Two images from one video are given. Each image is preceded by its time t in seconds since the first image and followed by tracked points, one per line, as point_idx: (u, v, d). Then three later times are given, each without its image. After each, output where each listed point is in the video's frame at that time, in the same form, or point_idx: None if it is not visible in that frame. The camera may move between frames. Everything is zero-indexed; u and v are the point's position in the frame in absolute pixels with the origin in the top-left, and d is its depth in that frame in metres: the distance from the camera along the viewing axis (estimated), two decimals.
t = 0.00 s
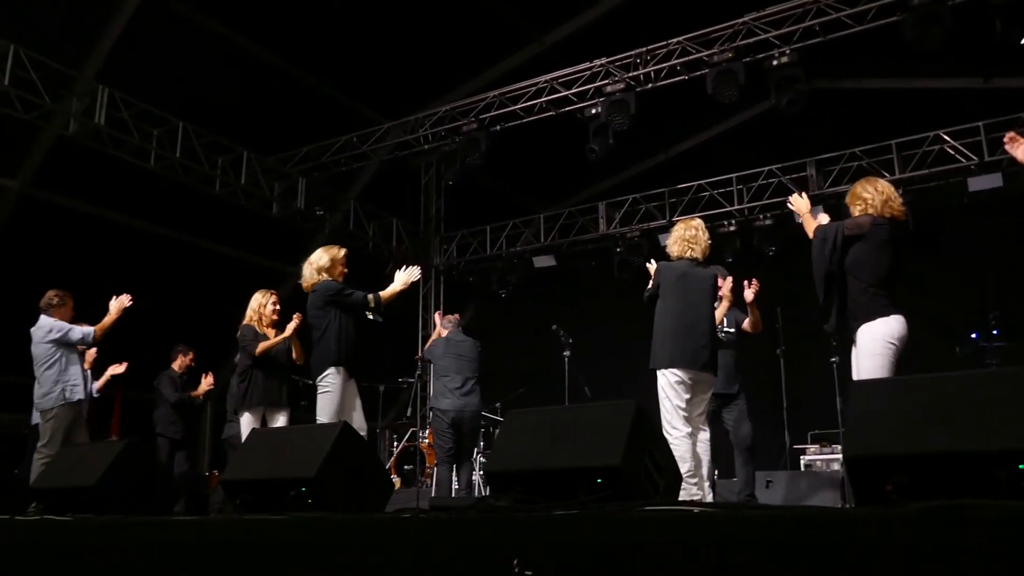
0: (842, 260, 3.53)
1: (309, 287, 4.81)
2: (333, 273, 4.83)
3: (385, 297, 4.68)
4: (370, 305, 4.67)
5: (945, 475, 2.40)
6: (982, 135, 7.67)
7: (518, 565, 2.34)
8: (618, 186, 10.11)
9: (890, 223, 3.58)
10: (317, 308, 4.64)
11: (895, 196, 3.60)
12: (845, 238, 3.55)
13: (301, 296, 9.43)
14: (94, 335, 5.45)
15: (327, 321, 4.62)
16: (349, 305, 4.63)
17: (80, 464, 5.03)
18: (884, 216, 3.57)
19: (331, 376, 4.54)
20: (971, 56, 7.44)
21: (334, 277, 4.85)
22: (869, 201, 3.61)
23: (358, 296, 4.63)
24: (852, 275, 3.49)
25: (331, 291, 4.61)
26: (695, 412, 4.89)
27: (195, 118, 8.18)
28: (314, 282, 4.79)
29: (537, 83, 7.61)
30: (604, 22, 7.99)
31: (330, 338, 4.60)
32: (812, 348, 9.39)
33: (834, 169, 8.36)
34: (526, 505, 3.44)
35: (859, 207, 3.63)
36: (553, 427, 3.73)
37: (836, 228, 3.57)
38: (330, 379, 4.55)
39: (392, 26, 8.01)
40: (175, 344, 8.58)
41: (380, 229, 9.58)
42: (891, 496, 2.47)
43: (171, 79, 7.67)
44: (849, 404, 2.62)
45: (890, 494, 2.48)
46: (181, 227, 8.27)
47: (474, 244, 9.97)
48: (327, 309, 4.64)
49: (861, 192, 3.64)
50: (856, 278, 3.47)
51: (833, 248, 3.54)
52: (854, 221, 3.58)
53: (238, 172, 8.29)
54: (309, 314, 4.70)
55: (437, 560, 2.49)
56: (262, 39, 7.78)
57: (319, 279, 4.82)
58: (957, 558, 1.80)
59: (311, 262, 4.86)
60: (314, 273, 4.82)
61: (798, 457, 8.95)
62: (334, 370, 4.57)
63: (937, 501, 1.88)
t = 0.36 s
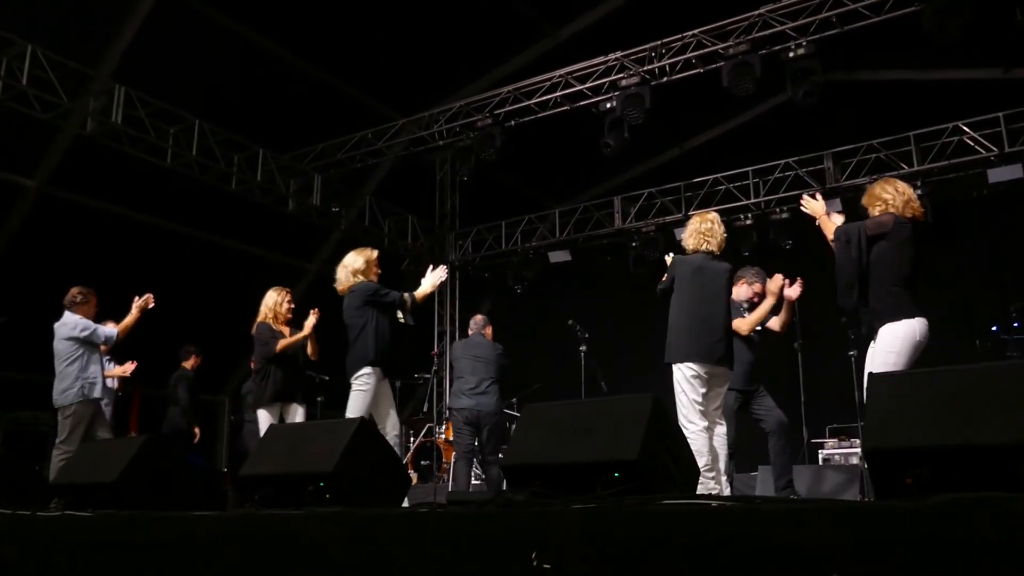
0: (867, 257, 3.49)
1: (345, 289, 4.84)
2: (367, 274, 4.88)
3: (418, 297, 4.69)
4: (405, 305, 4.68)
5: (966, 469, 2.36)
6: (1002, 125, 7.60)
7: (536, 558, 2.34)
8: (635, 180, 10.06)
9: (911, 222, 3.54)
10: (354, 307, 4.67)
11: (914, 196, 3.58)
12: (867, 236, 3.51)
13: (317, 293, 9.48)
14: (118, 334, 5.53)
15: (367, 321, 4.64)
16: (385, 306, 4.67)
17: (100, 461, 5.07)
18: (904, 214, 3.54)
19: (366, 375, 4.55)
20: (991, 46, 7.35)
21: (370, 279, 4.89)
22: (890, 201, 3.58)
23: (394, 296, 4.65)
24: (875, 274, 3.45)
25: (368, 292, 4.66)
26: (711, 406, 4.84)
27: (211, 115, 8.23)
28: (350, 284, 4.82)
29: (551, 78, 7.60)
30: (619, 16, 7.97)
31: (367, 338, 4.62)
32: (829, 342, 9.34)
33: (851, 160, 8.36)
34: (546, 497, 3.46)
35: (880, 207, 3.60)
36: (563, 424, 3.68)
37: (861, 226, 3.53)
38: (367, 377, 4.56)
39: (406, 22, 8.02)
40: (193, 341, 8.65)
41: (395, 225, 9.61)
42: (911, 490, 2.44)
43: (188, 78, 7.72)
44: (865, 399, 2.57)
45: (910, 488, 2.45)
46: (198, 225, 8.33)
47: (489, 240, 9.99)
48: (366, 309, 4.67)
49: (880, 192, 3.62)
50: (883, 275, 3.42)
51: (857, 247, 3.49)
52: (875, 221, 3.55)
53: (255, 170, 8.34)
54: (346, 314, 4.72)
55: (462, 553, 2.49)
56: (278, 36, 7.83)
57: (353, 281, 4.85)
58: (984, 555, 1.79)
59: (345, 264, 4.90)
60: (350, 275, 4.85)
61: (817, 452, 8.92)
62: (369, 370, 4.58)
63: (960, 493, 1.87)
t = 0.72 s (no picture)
0: (886, 247, 3.43)
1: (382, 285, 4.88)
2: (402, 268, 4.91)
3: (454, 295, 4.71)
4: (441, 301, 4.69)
5: (978, 462, 2.36)
6: (1015, 118, 7.58)
7: (552, 550, 2.37)
8: (646, 174, 10.06)
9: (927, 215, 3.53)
10: (390, 301, 4.69)
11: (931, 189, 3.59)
12: (886, 227, 3.45)
13: (329, 287, 9.53)
14: (141, 329, 5.57)
15: (403, 315, 4.65)
16: (423, 302, 4.71)
17: (116, 453, 5.09)
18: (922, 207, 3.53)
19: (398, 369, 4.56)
20: (1004, 38, 7.31)
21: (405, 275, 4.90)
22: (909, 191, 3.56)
23: (430, 293, 4.68)
24: (894, 261, 3.40)
25: (405, 286, 4.69)
26: (722, 400, 4.83)
27: (223, 111, 8.27)
28: (387, 280, 4.85)
29: (562, 72, 7.60)
30: (629, 10, 7.96)
31: (404, 332, 4.65)
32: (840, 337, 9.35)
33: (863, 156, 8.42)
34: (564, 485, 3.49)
35: (898, 197, 3.56)
36: (570, 419, 3.66)
37: (879, 214, 3.47)
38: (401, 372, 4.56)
39: (416, 16, 8.04)
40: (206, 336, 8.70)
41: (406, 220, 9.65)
42: (924, 483, 2.48)
43: (200, 73, 7.77)
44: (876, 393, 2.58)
45: (923, 481, 2.48)
46: (210, 221, 8.38)
47: (499, 235, 10.02)
48: (404, 303, 4.69)
49: (899, 181, 3.59)
50: (899, 265, 3.39)
51: (875, 236, 3.44)
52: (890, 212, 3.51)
53: (267, 165, 8.39)
54: (383, 308, 4.73)
55: (480, 538, 2.51)
56: (290, 32, 7.86)
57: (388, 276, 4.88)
58: (994, 542, 1.81)
59: (383, 260, 4.94)
60: (388, 271, 4.87)
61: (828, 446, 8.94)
62: (402, 364, 4.58)
63: (972, 486, 1.88)
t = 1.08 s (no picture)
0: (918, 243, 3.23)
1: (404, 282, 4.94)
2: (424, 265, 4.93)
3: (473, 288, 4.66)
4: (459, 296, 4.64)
5: (995, 455, 2.34)
6: None
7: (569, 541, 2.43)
8: (657, 169, 10.05)
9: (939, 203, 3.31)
10: (411, 295, 4.75)
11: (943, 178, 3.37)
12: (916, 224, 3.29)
13: (340, 283, 9.57)
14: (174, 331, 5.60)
15: (424, 308, 4.69)
16: (440, 296, 4.69)
17: (133, 447, 5.12)
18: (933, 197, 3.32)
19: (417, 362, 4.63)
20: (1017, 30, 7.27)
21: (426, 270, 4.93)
22: (923, 179, 3.35)
23: (446, 287, 4.66)
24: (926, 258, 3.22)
25: (424, 280, 4.73)
26: (736, 394, 4.79)
27: (234, 109, 8.29)
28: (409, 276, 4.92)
29: (572, 67, 7.59)
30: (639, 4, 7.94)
31: (419, 326, 4.68)
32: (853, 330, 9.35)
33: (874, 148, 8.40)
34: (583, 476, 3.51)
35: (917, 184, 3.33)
36: (580, 410, 3.61)
37: (916, 210, 3.15)
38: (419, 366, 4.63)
39: (426, 12, 8.04)
40: (220, 332, 8.76)
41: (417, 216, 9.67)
42: (940, 477, 2.43)
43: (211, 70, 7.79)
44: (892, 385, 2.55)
45: (939, 475, 2.43)
46: (222, 218, 8.41)
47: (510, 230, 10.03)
48: (423, 296, 4.72)
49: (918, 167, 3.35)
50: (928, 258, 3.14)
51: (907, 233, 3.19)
52: (923, 203, 3.22)
53: (278, 162, 8.41)
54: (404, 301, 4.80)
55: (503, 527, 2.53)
56: (300, 28, 7.88)
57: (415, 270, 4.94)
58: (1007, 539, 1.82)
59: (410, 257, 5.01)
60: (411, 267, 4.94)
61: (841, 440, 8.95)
62: (419, 357, 4.64)
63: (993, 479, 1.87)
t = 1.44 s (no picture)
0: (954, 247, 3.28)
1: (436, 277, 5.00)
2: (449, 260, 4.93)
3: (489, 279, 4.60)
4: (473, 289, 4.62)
5: (1018, 451, 2.32)
6: None
7: (587, 537, 2.57)
8: (669, 164, 10.04)
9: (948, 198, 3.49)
10: (432, 293, 4.81)
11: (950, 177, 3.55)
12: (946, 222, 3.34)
13: (355, 280, 9.61)
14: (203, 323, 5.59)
15: (447, 305, 4.70)
16: (459, 291, 4.69)
17: (149, 445, 5.14)
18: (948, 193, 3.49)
19: (446, 360, 4.61)
20: None
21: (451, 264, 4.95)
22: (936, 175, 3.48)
23: (458, 281, 4.67)
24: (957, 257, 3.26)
25: (442, 277, 4.78)
26: (751, 390, 4.77)
27: (248, 106, 8.34)
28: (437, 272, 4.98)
29: (584, 62, 7.58)
30: None
31: (441, 323, 4.67)
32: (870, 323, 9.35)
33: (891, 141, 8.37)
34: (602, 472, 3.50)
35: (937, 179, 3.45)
36: (597, 401, 3.59)
37: (950, 208, 3.37)
38: (446, 362, 4.60)
39: (437, 8, 8.06)
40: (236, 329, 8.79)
41: (430, 213, 9.71)
42: (959, 471, 2.40)
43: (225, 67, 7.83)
44: (915, 379, 2.53)
45: (958, 470, 2.40)
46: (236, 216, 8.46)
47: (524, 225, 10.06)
48: (444, 293, 4.74)
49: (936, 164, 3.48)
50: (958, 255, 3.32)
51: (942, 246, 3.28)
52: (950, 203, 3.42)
53: (292, 158, 8.45)
54: (432, 300, 4.85)
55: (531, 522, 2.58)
56: (312, 25, 7.90)
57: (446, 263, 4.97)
58: None
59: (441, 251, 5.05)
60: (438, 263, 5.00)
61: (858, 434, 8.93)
62: (444, 354, 4.61)
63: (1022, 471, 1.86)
